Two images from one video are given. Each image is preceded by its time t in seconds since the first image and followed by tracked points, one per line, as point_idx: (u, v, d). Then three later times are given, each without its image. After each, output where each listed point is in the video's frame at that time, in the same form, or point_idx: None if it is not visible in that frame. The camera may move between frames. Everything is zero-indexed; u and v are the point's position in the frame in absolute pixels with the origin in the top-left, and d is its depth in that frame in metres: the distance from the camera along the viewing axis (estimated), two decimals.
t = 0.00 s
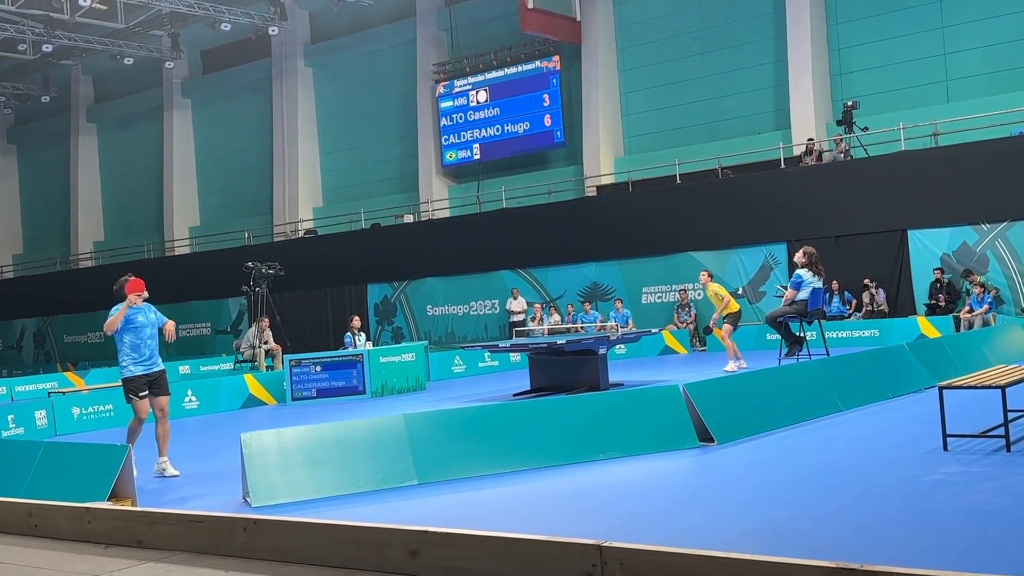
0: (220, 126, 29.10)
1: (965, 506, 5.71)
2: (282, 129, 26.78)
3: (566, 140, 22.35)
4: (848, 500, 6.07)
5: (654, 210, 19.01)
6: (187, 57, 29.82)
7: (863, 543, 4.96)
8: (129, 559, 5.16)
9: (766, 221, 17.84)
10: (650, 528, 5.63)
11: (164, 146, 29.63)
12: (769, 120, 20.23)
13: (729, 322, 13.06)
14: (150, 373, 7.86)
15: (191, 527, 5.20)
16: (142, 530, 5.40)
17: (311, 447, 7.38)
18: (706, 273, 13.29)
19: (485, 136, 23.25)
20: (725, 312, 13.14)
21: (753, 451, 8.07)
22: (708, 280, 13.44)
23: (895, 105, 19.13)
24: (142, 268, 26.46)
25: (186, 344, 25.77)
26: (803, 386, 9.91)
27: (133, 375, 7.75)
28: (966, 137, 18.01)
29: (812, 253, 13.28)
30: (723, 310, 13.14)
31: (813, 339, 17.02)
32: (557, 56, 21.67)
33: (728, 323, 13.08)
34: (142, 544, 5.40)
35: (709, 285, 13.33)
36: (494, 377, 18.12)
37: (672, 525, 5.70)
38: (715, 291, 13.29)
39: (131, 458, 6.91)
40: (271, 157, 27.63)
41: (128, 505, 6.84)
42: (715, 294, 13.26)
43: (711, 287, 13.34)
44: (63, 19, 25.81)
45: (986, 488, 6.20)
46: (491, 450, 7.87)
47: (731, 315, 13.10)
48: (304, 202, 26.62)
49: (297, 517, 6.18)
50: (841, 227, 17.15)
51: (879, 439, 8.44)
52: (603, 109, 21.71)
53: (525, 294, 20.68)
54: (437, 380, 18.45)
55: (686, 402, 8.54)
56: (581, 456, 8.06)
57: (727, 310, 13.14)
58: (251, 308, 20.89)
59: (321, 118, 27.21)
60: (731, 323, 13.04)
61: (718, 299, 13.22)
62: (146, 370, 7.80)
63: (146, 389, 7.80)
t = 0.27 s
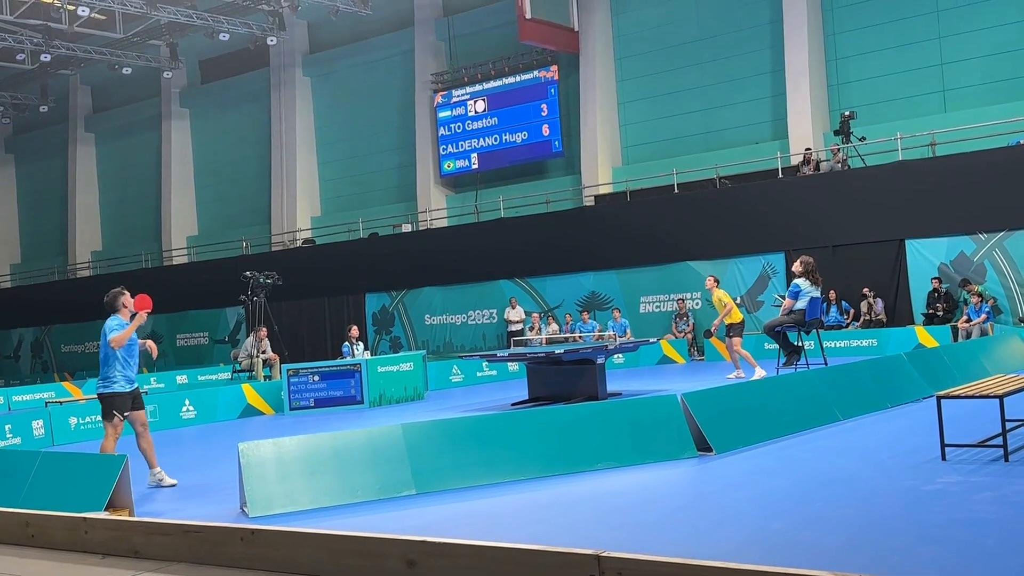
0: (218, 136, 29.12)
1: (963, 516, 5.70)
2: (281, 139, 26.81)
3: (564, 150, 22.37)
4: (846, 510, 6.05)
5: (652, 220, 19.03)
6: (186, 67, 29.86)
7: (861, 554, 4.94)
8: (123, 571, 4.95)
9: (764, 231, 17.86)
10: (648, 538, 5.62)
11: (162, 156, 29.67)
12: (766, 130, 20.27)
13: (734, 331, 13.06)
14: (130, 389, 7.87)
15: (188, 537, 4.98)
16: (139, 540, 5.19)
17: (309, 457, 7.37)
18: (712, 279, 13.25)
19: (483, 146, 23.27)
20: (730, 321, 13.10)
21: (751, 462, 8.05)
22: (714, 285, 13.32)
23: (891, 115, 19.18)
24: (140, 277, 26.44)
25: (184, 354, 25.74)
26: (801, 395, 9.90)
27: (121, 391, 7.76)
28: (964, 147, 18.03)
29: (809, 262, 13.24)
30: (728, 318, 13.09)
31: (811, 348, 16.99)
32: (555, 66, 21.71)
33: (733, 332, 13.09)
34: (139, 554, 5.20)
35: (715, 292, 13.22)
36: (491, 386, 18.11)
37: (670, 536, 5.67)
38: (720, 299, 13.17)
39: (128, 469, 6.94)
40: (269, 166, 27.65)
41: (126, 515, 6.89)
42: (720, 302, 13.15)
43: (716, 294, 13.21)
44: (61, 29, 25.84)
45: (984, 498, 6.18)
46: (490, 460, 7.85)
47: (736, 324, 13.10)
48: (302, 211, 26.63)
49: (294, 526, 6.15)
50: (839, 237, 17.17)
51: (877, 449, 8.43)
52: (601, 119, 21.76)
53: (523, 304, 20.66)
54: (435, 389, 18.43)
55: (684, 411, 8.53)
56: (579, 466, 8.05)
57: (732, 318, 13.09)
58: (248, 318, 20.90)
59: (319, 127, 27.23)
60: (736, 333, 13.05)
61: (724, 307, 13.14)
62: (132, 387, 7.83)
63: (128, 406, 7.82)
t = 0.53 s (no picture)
0: (217, 145, 29.15)
1: (963, 526, 5.69)
2: (280, 148, 26.83)
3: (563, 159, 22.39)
4: (846, 520, 6.03)
5: (650, 229, 19.04)
6: (185, 76, 29.93)
7: (861, 564, 4.93)
8: None
9: (763, 240, 17.88)
10: (648, 548, 5.61)
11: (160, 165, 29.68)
12: (765, 139, 20.29)
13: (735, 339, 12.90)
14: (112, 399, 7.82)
15: (186, 546, 4.77)
16: (136, 548, 5.01)
17: (306, 466, 7.38)
18: (712, 286, 13.20)
19: (482, 155, 23.29)
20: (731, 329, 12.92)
21: (750, 471, 8.04)
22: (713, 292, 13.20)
23: (890, 124, 19.20)
24: (139, 285, 26.44)
25: (183, 362, 25.72)
26: (800, 404, 9.89)
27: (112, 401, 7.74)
28: (962, 156, 18.06)
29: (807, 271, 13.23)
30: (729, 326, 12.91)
31: (810, 357, 16.99)
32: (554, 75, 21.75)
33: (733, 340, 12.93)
34: (136, 563, 5.01)
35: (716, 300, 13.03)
36: (489, 395, 18.10)
37: (669, 545, 5.66)
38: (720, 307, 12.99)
39: (125, 478, 6.92)
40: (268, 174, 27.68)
41: (123, 524, 6.88)
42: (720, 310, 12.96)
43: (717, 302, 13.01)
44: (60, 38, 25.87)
45: (983, 507, 6.16)
46: (489, 469, 7.83)
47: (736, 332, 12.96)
48: (301, 220, 26.65)
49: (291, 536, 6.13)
50: (837, 246, 17.18)
51: (876, 458, 8.42)
52: (600, 128, 21.79)
53: (522, 312, 20.71)
54: (434, 398, 18.41)
55: (684, 421, 8.51)
56: (578, 475, 8.04)
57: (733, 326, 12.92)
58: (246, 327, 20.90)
59: (318, 136, 27.26)
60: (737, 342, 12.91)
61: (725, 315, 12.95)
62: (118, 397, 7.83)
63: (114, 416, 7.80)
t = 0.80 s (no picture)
0: (217, 153, 29.16)
1: (962, 533, 5.68)
2: (279, 156, 26.85)
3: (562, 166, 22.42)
4: (846, 528, 6.02)
5: (650, 236, 19.07)
6: (184, 84, 29.97)
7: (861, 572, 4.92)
8: None
9: (762, 248, 17.89)
10: (647, 556, 5.60)
11: (160, 172, 29.71)
12: (764, 147, 20.33)
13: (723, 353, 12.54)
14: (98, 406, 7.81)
15: (184, 554, 4.73)
16: (134, 557, 4.94)
17: (306, 474, 7.36)
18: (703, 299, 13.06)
19: (481, 162, 23.32)
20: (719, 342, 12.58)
21: (749, 479, 8.03)
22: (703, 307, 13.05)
23: (888, 132, 19.23)
24: (138, 293, 26.42)
25: (182, 370, 25.68)
26: (800, 412, 9.88)
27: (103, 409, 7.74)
28: (960, 165, 18.09)
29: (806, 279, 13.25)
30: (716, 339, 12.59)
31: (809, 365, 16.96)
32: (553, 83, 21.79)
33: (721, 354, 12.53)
34: (136, 572, 4.92)
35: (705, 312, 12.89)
36: (489, 403, 18.08)
37: (668, 553, 5.65)
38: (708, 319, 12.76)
39: (124, 485, 6.89)
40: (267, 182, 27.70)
41: (122, 532, 6.83)
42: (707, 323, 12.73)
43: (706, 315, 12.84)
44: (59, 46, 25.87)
45: (982, 515, 6.16)
46: (488, 477, 7.83)
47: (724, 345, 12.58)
48: (300, 227, 26.66)
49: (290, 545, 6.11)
50: (836, 253, 17.19)
51: (875, 466, 8.41)
52: (599, 136, 21.83)
53: (521, 320, 20.69)
54: (433, 406, 18.39)
55: (683, 429, 8.50)
56: (578, 483, 8.03)
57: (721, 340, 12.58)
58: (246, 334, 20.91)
59: (317, 144, 27.27)
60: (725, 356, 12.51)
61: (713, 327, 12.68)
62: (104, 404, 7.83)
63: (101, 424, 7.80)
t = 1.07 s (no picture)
0: (217, 158, 29.20)
1: (964, 539, 5.67)
2: (280, 162, 26.86)
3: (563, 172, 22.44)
4: (847, 535, 6.00)
5: (651, 242, 19.08)
6: (186, 89, 30.03)
7: None
8: None
9: (763, 254, 17.90)
10: (647, 563, 5.59)
11: (161, 177, 29.76)
12: (764, 153, 20.36)
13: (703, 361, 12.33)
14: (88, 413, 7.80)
15: (184, 560, 4.68)
16: (133, 563, 4.83)
17: (306, 480, 7.36)
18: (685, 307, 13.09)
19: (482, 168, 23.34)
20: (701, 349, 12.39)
21: (750, 484, 8.01)
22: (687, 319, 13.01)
23: (889, 138, 19.24)
24: (139, 298, 26.43)
25: (182, 376, 25.67)
26: (801, 417, 9.87)
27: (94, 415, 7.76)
28: (961, 170, 18.10)
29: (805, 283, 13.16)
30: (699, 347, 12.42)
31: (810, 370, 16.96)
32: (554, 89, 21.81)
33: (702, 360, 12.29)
34: None
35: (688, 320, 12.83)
36: (489, 409, 18.07)
37: (669, 560, 5.64)
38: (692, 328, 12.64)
39: (125, 491, 6.88)
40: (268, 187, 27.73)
41: (122, 539, 6.83)
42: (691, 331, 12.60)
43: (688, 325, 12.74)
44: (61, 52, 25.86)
45: (984, 521, 6.15)
46: (488, 482, 7.82)
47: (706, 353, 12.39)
48: (301, 233, 26.69)
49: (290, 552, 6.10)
50: (837, 259, 17.19)
51: (876, 472, 8.39)
52: (599, 142, 21.85)
53: (522, 325, 20.73)
54: (434, 411, 18.38)
55: (683, 434, 8.50)
56: (578, 488, 8.02)
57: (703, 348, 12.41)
58: (246, 339, 20.90)
59: (318, 149, 27.30)
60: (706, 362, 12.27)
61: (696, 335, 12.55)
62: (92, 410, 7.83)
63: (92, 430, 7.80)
